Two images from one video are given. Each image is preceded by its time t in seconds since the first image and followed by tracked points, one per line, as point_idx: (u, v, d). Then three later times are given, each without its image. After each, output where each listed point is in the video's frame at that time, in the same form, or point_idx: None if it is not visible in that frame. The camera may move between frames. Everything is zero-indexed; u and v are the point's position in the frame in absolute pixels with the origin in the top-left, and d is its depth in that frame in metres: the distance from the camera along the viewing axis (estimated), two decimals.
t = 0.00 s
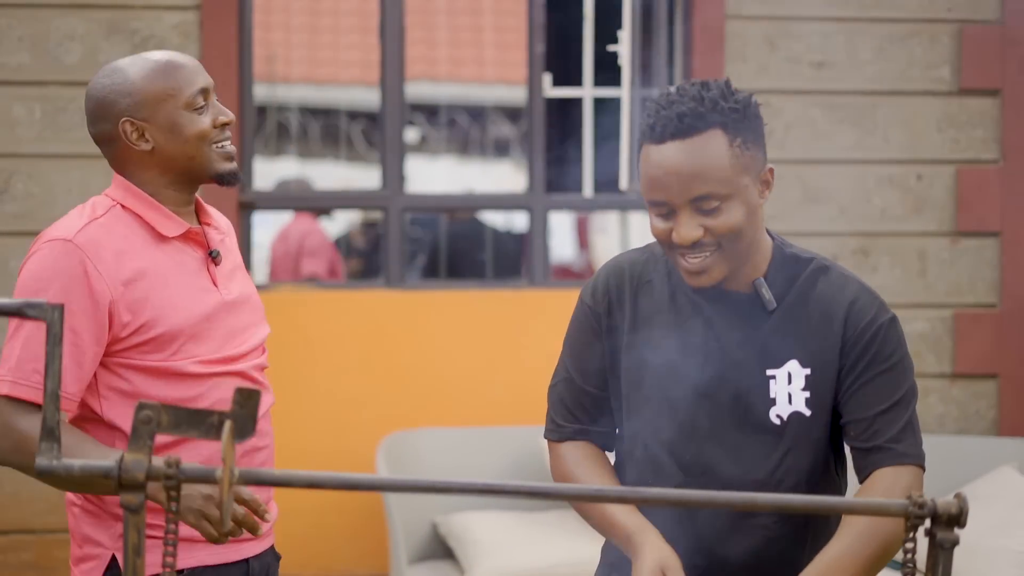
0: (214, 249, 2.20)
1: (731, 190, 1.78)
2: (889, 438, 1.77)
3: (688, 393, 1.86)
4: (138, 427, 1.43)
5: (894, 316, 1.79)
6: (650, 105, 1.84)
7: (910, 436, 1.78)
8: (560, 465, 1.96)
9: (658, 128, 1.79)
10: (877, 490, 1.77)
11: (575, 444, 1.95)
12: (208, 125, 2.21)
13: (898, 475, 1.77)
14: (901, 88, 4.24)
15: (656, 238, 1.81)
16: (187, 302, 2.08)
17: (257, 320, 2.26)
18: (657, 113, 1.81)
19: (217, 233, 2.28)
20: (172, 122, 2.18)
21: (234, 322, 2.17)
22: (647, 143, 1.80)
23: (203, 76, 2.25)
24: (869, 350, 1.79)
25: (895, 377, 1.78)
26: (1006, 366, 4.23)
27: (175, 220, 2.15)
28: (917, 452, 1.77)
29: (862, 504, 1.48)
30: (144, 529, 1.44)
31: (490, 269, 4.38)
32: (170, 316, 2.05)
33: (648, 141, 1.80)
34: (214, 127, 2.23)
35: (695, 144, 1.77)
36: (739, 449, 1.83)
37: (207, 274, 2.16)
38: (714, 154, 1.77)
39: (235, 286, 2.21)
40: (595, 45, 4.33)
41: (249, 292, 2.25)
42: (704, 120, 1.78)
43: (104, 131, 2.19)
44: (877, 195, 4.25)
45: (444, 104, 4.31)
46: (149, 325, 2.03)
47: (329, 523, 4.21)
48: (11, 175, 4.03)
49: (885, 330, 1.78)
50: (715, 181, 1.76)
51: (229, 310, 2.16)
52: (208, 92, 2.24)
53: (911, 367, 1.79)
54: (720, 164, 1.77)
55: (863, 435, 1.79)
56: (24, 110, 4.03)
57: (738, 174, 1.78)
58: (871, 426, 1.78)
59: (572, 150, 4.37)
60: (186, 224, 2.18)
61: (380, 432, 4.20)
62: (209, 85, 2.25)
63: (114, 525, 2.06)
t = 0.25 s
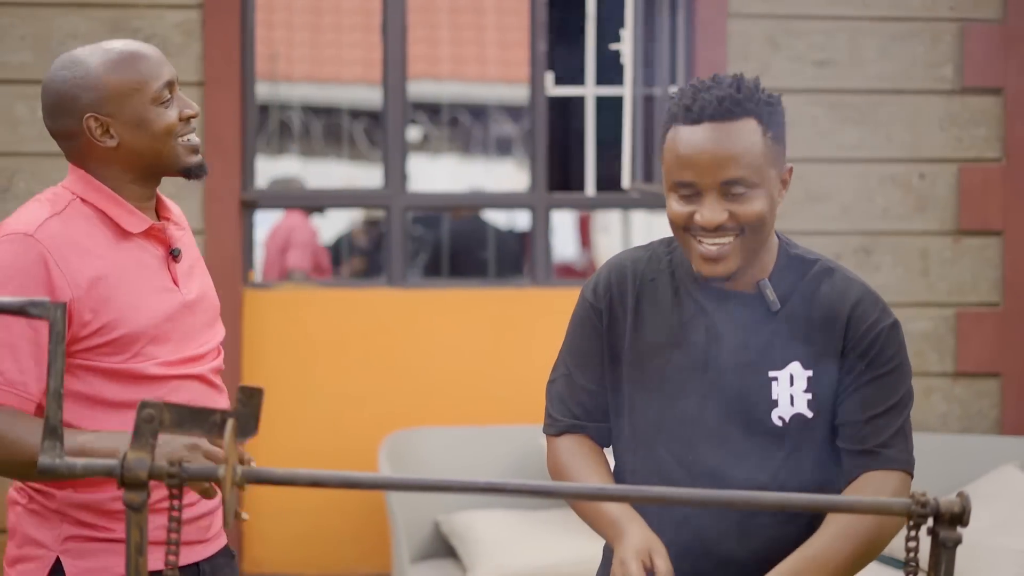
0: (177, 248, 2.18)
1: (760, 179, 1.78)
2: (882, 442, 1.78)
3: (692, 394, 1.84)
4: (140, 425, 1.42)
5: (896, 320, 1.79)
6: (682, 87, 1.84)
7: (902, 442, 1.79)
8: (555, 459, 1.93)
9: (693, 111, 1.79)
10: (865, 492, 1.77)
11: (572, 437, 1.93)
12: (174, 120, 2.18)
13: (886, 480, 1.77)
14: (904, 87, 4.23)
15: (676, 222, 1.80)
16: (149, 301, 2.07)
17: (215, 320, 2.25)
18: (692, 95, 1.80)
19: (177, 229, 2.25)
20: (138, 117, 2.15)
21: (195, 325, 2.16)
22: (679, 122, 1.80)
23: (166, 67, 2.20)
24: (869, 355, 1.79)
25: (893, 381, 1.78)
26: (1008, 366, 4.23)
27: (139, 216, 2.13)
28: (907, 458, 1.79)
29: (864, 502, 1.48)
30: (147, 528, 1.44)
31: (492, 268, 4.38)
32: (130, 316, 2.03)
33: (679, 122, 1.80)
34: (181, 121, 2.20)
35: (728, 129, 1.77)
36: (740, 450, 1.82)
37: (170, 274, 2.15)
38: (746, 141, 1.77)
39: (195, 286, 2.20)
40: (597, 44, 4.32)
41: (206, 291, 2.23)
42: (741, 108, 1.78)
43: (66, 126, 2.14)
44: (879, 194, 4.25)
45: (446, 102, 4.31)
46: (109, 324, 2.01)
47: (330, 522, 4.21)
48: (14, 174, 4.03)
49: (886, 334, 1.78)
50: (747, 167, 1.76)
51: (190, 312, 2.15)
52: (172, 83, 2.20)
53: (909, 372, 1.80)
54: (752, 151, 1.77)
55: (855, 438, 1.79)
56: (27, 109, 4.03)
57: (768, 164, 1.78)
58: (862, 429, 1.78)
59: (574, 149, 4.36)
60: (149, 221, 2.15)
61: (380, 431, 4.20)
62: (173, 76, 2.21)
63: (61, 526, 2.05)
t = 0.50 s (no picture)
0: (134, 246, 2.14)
1: (766, 158, 1.82)
2: (865, 437, 1.78)
3: (689, 392, 1.83)
4: (145, 425, 1.43)
5: (889, 314, 1.83)
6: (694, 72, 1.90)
7: (890, 436, 1.79)
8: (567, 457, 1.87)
9: (705, 88, 1.84)
10: (851, 487, 1.76)
11: (584, 435, 1.87)
12: (131, 115, 2.14)
13: (876, 473, 1.77)
14: (907, 85, 4.23)
15: (678, 194, 1.83)
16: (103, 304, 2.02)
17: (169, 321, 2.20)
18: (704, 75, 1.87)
19: (133, 225, 2.20)
20: (94, 109, 2.10)
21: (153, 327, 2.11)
22: (690, 99, 1.86)
23: (126, 61, 2.16)
24: (859, 348, 1.81)
25: (884, 375, 1.80)
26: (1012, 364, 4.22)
27: (97, 213, 2.08)
28: (895, 453, 1.79)
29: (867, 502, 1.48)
30: (150, 527, 1.44)
31: (496, 267, 4.38)
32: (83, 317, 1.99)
33: (690, 100, 1.86)
34: (137, 116, 2.15)
35: (738, 106, 1.82)
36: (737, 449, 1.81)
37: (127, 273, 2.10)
38: (754, 118, 1.82)
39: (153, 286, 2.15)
40: (601, 43, 4.32)
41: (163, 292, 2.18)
42: (752, 91, 1.84)
43: (20, 115, 2.09)
44: (883, 193, 4.25)
45: (449, 102, 4.30)
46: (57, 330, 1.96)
47: (335, 521, 4.21)
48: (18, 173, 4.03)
49: (878, 328, 1.81)
50: (755, 142, 1.81)
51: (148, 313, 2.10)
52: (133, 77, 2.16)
53: (900, 367, 1.82)
54: (761, 129, 1.82)
55: (843, 432, 1.79)
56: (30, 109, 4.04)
57: (774, 145, 1.83)
58: (851, 423, 1.78)
59: (578, 148, 4.37)
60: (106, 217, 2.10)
61: (383, 432, 4.20)
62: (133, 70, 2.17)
63: (21, 534, 1.99)
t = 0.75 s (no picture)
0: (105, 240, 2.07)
1: (754, 156, 1.81)
2: (866, 433, 1.77)
3: (689, 392, 1.83)
4: (146, 425, 1.43)
5: (883, 310, 1.82)
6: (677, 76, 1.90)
7: (890, 432, 1.77)
8: (574, 455, 1.85)
9: (691, 89, 1.84)
10: (852, 484, 1.74)
11: (592, 434, 1.84)
12: (86, 105, 2.08)
13: (877, 470, 1.75)
14: (909, 85, 4.23)
15: (668, 194, 1.82)
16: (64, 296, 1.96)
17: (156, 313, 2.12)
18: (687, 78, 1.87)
19: (107, 217, 2.13)
20: (46, 102, 2.05)
21: (125, 318, 2.03)
22: (676, 101, 1.86)
23: (79, 51, 2.11)
24: (856, 344, 1.81)
25: (881, 370, 1.79)
26: (1014, 364, 4.22)
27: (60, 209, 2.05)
28: (896, 448, 1.77)
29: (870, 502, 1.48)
30: (152, 527, 1.44)
31: (497, 267, 4.38)
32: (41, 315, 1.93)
33: (676, 101, 1.85)
34: (92, 107, 2.10)
35: (725, 105, 1.82)
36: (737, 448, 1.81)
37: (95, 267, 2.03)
38: (740, 117, 1.82)
39: (129, 276, 2.07)
40: (602, 43, 4.32)
41: (143, 282, 2.09)
42: (737, 89, 1.84)
43: None
44: (885, 192, 4.25)
45: (450, 102, 4.30)
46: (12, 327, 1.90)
47: (337, 521, 4.21)
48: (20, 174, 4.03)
49: (874, 324, 1.81)
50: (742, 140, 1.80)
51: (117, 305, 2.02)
52: (86, 68, 2.11)
53: (897, 361, 1.81)
54: (746, 127, 1.81)
55: (843, 428, 1.78)
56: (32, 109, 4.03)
57: (762, 142, 1.83)
58: (852, 419, 1.78)
59: (579, 148, 4.37)
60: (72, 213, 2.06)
61: (384, 432, 4.20)
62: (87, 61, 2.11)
63: None
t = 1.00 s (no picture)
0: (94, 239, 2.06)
1: (751, 158, 1.80)
2: (869, 431, 1.75)
3: (689, 392, 1.83)
4: (148, 424, 1.42)
5: (883, 308, 1.81)
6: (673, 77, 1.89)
7: (890, 430, 1.76)
8: (574, 451, 1.83)
9: (690, 90, 1.83)
10: (857, 482, 1.73)
11: (592, 430, 1.83)
12: (67, 97, 2.09)
13: (880, 467, 1.74)
14: (911, 84, 4.22)
15: (665, 195, 1.80)
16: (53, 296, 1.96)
17: (152, 310, 2.11)
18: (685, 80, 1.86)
19: (98, 217, 2.12)
20: (28, 97, 2.07)
21: (115, 320, 2.03)
22: (675, 100, 1.84)
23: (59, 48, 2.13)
24: (857, 343, 1.79)
25: (882, 370, 1.78)
26: (1016, 363, 4.22)
27: (47, 208, 2.03)
28: (897, 446, 1.76)
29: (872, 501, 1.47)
30: (155, 526, 1.44)
31: (499, 266, 4.38)
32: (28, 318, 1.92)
33: (675, 101, 1.84)
34: (75, 99, 2.10)
35: (722, 106, 1.81)
36: (737, 447, 1.82)
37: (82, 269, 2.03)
38: (739, 119, 1.81)
39: (121, 276, 2.07)
40: (604, 42, 4.33)
41: (138, 280, 2.09)
42: (736, 90, 1.84)
43: None
44: (887, 192, 4.24)
45: (452, 101, 4.30)
46: None
47: (338, 520, 4.21)
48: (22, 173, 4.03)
49: (874, 322, 1.80)
50: (740, 141, 1.79)
51: (106, 306, 2.02)
52: (65, 63, 2.12)
53: (897, 359, 1.80)
54: (746, 129, 1.80)
55: (842, 426, 1.77)
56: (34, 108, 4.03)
57: (760, 144, 1.82)
58: (852, 418, 1.77)
59: (581, 147, 4.37)
60: (60, 212, 2.04)
61: (386, 432, 4.20)
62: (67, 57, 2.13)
63: None
